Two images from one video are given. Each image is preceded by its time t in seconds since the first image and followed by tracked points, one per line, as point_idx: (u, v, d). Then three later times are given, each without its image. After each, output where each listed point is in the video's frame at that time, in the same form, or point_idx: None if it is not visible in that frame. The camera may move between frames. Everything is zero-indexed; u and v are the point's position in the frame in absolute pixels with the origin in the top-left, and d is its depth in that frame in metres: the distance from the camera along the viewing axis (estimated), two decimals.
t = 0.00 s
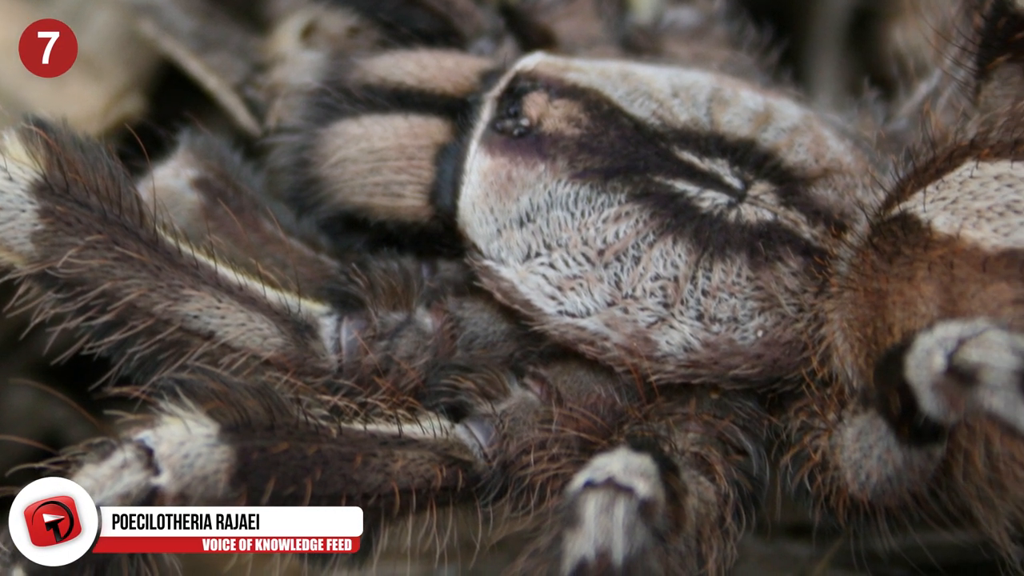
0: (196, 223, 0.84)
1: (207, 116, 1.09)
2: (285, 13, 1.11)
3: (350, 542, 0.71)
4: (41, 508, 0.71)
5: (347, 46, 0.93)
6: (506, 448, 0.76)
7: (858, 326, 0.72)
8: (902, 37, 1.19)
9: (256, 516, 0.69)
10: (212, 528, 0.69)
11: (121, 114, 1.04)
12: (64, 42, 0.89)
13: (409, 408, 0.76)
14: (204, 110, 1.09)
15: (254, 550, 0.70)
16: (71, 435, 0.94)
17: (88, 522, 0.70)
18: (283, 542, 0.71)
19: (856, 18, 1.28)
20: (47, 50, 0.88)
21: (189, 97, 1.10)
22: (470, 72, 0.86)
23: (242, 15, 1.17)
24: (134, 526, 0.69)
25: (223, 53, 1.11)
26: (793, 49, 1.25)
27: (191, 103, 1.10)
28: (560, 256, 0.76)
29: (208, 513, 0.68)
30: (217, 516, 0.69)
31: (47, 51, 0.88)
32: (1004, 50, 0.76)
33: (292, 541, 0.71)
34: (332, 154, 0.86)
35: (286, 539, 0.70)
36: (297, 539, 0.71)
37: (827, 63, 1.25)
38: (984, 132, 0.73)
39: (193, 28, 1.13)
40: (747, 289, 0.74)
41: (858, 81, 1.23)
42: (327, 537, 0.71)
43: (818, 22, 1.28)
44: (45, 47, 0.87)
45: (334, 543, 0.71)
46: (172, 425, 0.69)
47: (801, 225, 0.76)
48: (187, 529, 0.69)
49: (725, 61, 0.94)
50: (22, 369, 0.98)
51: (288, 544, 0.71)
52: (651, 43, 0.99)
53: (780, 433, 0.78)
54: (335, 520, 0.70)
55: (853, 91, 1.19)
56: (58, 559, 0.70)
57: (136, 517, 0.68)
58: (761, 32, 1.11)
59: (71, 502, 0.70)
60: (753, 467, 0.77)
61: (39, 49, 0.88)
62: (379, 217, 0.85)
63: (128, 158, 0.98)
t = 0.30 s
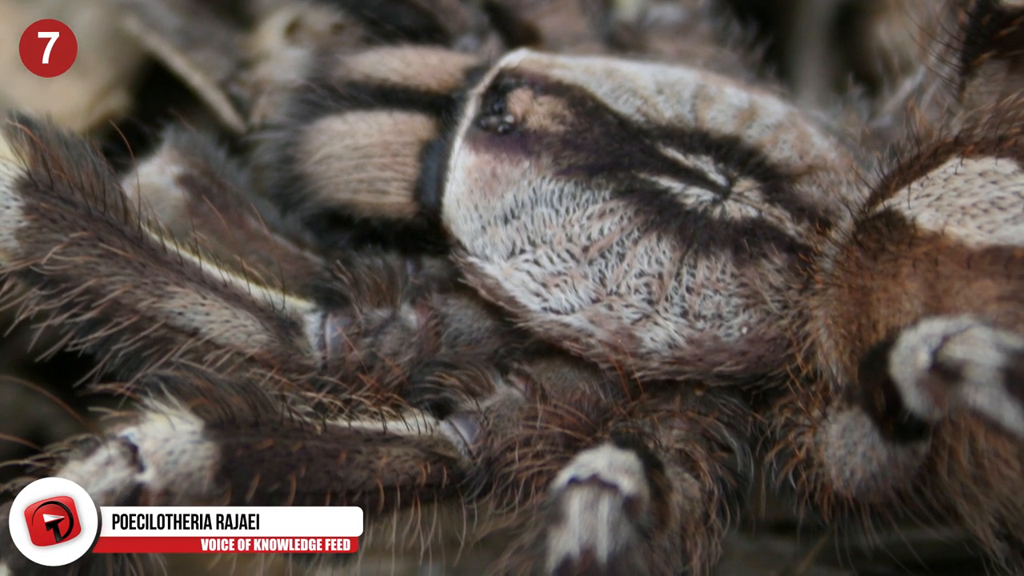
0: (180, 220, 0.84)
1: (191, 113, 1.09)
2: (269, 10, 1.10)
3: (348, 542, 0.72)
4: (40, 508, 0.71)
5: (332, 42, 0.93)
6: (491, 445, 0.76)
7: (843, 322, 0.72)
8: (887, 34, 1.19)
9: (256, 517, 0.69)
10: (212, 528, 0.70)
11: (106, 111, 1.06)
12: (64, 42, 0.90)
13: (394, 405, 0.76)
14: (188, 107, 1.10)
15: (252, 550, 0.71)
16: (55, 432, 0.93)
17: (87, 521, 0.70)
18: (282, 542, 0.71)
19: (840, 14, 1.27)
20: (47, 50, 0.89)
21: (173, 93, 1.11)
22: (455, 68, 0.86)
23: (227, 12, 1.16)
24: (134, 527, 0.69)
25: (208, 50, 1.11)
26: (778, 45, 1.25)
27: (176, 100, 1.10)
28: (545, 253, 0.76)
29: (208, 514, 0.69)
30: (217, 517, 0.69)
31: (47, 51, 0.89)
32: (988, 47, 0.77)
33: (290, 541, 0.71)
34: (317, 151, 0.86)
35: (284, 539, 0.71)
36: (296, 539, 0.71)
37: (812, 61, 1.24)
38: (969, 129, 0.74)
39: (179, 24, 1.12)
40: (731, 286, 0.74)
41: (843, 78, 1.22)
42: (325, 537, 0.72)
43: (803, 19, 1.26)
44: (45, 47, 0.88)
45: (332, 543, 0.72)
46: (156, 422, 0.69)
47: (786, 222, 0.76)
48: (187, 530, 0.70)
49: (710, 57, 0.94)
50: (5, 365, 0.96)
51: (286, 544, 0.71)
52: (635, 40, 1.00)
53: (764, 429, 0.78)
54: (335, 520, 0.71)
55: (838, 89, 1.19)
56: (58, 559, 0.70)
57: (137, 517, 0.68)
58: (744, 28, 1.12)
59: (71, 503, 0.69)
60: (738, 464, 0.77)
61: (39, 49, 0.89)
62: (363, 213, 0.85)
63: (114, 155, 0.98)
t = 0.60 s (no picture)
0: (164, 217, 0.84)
1: (175, 110, 1.08)
2: (256, 9, 1.11)
3: (347, 542, 0.72)
4: (38, 509, 0.70)
5: (316, 39, 0.93)
6: (475, 441, 0.76)
7: (827, 319, 0.72)
8: (870, 30, 1.18)
9: (256, 517, 0.69)
10: (212, 528, 0.70)
11: (91, 108, 1.05)
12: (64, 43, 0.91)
13: (378, 402, 0.76)
14: (173, 104, 1.09)
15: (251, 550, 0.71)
16: (39, 429, 0.92)
17: (85, 521, 0.70)
18: (280, 542, 0.71)
19: (826, 11, 1.27)
20: (47, 49, 0.90)
21: (157, 90, 1.10)
22: (439, 65, 0.86)
23: (212, 8, 1.16)
24: (134, 526, 0.70)
25: (194, 47, 1.11)
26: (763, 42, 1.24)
27: (160, 96, 1.09)
28: (529, 249, 0.76)
29: (208, 514, 0.69)
30: (217, 517, 0.69)
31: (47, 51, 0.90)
32: (972, 44, 0.77)
33: (289, 541, 0.71)
34: (301, 148, 0.86)
35: (283, 539, 0.71)
36: (296, 539, 0.71)
37: (796, 57, 1.23)
38: (953, 126, 0.74)
39: (163, 21, 1.12)
40: (716, 283, 0.74)
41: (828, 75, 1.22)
42: (324, 538, 0.72)
43: (789, 16, 1.26)
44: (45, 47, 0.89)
45: (331, 543, 0.72)
46: (141, 419, 0.69)
47: (770, 219, 0.76)
48: (187, 529, 0.70)
49: (695, 54, 0.94)
50: None
51: (285, 544, 0.71)
52: (620, 37, 1.00)
53: (749, 426, 0.77)
54: (335, 520, 0.71)
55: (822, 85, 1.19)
56: (56, 559, 0.70)
57: (137, 517, 0.68)
58: (729, 25, 1.12)
59: (71, 503, 0.69)
60: (723, 461, 0.77)
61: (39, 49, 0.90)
62: (348, 210, 0.85)
63: (98, 153, 0.98)
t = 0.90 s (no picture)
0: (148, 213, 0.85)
1: (159, 107, 1.08)
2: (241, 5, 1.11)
3: (346, 542, 0.73)
4: (35, 510, 0.69)
5: (300, 36, 0.93)
6: (459, 438, 0.76)
7: (812, 316, 0.71)
8: (854, 27, 1.18)
9: (257, 516, 0.70)
10: (211, 528, 0.70)
11: (75, 105, 1.04)
12: (64, 43, 0.93)
13: (362, 399, 0.76)
14: (158, 101, 1.09)
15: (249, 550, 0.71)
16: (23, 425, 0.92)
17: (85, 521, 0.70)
18: (280, 542, 0.72)
19: (809, 8, 1.26)
20: (46, 50, 0.92)
21: (141, 87, 1.10)
22: (423, 62, 0.86)
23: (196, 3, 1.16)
24: (134, 526, 0.69)
25: (177, 43, 1.12)
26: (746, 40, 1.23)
27: (144, 93, 1.09)
28: (513, 246, 0.76)
29: (208, 513, 0.69)
30: (217, 517, 0.69)
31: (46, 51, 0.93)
32: (957, 40, 0.77)
33: (289, 541, 0.72)
34: (285, 145, 0.86)
35: (281, 539, 0.71)
36: (295, 539, 0.72)
37: (779, 55, 1.22)
38: (937, 123, 0.74)
39: (147, 18, 1.13)
40: (700, 279, 0.74)
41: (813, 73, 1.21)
42: (323, 537, 0.73)
43: (772, 12, 1.25)
44: (45, 47, 0.92)
45: (330, 543, 0.73)
46: (125, 415, 0.69)
47: (754, 216, 0.76)
48: (187, 529, 0.69)
49: (679, 51, 0.94)
50: None
51: (284, 544, 0.72)
52: (605, 33, 1.00)
53: (733, 423, 0.78)
54: (335, 519, 0.72)
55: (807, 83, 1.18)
56: (56, 559, 0.70)
57: (139, 517, 0.68)
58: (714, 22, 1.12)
59: (70, 503, 0.68)
60: (707, 457, 0.77)
61: (39, 48, 0.92)
62: (331, 206, 0.85)
63: (82, 149, 0.97)
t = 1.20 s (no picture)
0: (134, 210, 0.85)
1: (145, 103, 1.07)
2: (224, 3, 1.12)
3: (344, 542, 0.72)
4: (35, 510, 0.69)
5: (286, 33, 0.94)
6: (444, 434, 0.76)
7: (797, 313, 0.71)
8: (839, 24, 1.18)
9: (257, 517, 0.69)
10: (211, 528, 0.69)
11: (59, 101, 1.03)
12: (64, 44, 0.91)
13: (347, 395, 0.76)
14: (142, 98, 1.08)
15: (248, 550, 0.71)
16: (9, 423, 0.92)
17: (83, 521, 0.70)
18: (278, 542, 0.71)
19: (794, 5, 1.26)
20: (47, 50, 0.90)
21: (126, 83, 1.08)
22: (408, 59, 0.86)
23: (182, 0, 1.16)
24: (135, 526, 0.69)
25: (161, 40, 1.11)
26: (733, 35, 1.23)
27: (129, 90, 1.08)
28: (498, 243, 0.76)
29: (208, 513, 0.69)
30: (217, 517, 0.69)
31: (46, 51, 0.90)
32: (942, 37, 0.77)
33: (287, 541, 0.71)
34: (270, 141, 0.86)
35: (280, 539, 0.70)
36: (293, 539, 0.71)
37: (766, 50, 1.22)
38: (922, 119, 0.74)
39: (132, 15, 1.13)
40: (685, 276, 0.74)
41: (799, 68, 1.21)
42: (322, 538, 0.72)
43: (758, 8, 1.25)
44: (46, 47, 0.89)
45: (328, 543, 0.72)
46: (110, 413, 0.69)
47: (739, 212, 0.76)
48: (187, 529, 0.69)
49: (664, 48, 0.94)
50: None
51: (282, 544, 0.71)
52: (589, 30, 1.00)
53: (718, 420, 0.78)
54: (334, 519, 0.71)
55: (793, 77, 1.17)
56: (55, 560, 0.69)
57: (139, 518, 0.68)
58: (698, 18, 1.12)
59: (70, 503, 0.68)
60: (691, 454, 0.77)
61: (39, 49, 0.90)
62: (316, 203, 0.85)
63: (67, 146, 0.97)
